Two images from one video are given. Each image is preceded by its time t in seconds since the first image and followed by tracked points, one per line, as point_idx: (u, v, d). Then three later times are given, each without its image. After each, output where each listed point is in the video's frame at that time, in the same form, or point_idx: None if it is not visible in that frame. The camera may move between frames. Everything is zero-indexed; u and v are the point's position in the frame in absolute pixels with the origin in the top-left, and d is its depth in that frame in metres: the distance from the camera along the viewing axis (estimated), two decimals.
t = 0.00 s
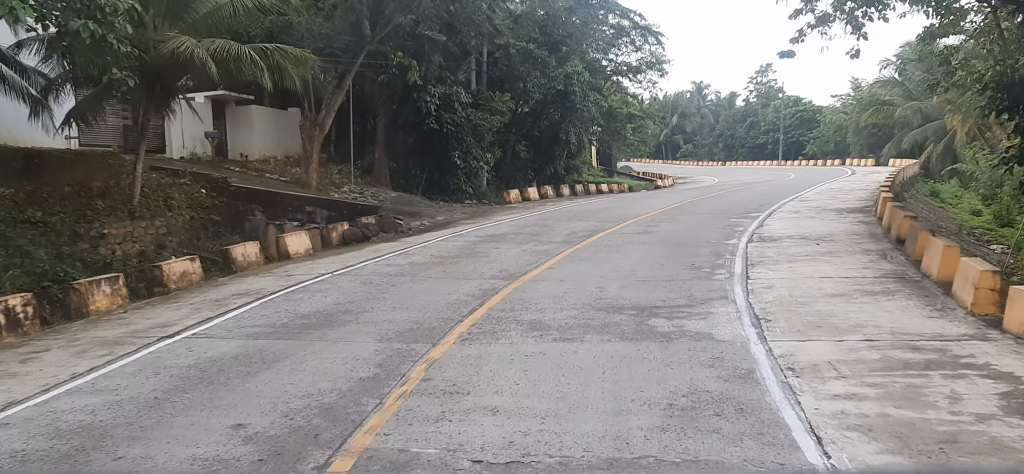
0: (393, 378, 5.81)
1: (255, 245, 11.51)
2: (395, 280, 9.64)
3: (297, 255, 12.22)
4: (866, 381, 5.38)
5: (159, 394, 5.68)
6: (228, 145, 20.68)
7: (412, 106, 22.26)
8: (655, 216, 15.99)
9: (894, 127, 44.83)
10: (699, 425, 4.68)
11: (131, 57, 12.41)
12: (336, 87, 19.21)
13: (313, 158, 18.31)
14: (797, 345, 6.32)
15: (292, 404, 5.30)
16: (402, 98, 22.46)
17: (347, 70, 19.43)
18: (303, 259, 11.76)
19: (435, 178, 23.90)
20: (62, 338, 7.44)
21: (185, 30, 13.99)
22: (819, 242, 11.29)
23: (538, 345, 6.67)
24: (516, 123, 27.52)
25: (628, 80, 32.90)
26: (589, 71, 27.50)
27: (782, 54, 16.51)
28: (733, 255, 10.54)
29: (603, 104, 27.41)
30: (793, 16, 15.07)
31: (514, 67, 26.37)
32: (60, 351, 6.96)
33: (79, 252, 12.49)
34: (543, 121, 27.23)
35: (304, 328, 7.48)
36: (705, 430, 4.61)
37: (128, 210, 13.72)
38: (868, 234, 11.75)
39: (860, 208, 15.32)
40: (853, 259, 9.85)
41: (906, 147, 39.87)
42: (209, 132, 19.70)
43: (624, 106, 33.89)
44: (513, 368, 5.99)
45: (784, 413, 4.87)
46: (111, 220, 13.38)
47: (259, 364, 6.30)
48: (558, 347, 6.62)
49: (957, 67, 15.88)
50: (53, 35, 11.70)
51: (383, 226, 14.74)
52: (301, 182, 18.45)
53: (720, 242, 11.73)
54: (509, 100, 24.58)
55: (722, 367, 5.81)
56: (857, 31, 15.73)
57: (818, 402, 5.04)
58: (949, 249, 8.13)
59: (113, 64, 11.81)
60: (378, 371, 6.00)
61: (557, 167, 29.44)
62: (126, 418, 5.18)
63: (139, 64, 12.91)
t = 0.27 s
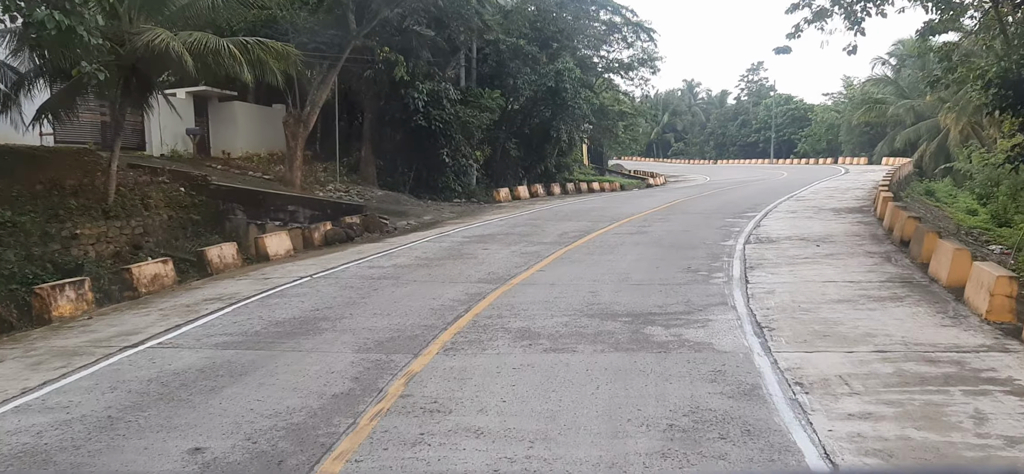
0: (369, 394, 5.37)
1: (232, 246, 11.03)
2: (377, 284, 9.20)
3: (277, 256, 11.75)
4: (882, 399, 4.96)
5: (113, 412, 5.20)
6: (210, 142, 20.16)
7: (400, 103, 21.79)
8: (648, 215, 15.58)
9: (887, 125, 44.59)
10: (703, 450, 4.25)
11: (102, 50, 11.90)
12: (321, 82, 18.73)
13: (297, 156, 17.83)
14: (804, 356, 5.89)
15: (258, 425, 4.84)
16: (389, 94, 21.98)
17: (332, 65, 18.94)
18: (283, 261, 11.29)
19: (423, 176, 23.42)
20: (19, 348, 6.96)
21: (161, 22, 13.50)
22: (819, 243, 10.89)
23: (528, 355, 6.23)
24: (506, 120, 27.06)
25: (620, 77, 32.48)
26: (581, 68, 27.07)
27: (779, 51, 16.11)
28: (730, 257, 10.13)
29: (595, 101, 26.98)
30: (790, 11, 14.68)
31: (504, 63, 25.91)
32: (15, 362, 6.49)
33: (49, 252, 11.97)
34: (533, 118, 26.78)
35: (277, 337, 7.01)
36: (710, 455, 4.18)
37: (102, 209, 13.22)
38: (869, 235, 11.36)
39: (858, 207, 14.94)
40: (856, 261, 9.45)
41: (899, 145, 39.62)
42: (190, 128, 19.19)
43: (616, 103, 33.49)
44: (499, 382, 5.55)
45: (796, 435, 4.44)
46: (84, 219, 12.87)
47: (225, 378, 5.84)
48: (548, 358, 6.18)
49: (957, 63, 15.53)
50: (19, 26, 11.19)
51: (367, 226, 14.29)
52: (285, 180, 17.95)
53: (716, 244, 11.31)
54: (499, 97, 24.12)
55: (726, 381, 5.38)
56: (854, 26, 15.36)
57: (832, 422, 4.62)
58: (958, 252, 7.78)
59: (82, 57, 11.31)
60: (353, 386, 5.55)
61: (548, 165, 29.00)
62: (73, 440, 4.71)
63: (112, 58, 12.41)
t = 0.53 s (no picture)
0: (341, 414, 4.92)
1: (208, 247, 10.54)
2: (358, 288, 8.73)
3: (255, 257, 11.26)
4: (902, 419, 4.54)
5: (59, 435, 4.72)
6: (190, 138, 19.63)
7: (386, 99, 21.30)
8: (641, 214, 15.14)
9: (879, 123, 44.31)
10: None
11: (72, 42, 11.37)
12: (305, 77, 18.22)
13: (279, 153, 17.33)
14: (813, 370, 5.46)
15: (215, 451, 4.37)
16: (375, 90, 21.49)
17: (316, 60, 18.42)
18: (260, 263, 10.80)
19: (410, 173, 22.92)
20: None
21: (136, 14, 12.97)
22: (820, 244, 10.47)
23: (514, 368, 5.79)
24: (496, 117, 26.59)
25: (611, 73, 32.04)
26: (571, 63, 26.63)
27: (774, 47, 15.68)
28: (728, 259, 9.70)
29: (586, 98, 26.51)
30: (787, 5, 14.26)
31: (494, 58, 25.44)
32: None
33: (17, 253, 11.43)
34: (523, 115, 26.31)
35: (246, 347, 6.53)
36: None
37: (74, 208, 12.68)
38: (870, 236, 10.95)
39: (856, 206, 14.54)
40: (859, 263, 9.03)
41: (892, 142, 39.33)
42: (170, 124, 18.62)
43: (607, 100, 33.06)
44: (483, 401, 5.09)
45: (811, 463, 4.01)
46: (55, 218, 12.33)
47: (185, 395, 5.37)
48: (537, 371, 5.74)
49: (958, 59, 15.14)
50: None
51: (351, 226, 13.82)
52: (268, 178, 17.45)
53: (713, 245, 10.88)
54: (488, 93, 23.64)
55: (729, 399, 4.95)
56: (852, 20, 14.96)
57: (849, 448, 4.19)
58: (971, 255, 7.37)
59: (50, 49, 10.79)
60: (324, 405, 5.09)
61: (538, 162, 28.54)
62: (9, 469, 4.23)
63: (83, 52, 11.95)
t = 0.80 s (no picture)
0: (308, 442, 4.48)
1: (181, 253, 10.06)
2: (337, 296, 8.28)
3: (231, 263, 10.78)
4: (925, 450, 4.12)
5: None
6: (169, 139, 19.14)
7: (372, 98, 20.84)
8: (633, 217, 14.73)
9: (871, 122, 44.07)
10: None
11: (39, 38, 10.87)
12: (288, 76, 17.74)
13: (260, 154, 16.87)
14: (823, 391, 5.04)
15: None
16: (361, 89, 21.04)
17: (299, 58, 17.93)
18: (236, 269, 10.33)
19: (396, 174, 22.46)
20: None
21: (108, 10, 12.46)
22: (819, 249, 10.08)
23: (500, 388, 5.35)
24: (484, 116, 26.15)
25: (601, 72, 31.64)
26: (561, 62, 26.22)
27: (768, 46, 15.30)
28: (725, 265, 9.29)
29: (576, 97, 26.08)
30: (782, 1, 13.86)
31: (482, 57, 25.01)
32: None
33: None
34: (512, 115, 25.88)
35: (212, 365, 6.07)
36: None
37: (45, 211, 12.11)
38: (871, 240, 10.57)
39: (854, 208, 14.17)
40: (863, 270, 8.63)
41: (884, 142, 39.07)
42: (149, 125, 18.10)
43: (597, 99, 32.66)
44: (464, 427, 4.65)
45: None
46: (24, 222, 11.75)
47: (139, 421, 4.91)
48: (524, 391, 5.30)
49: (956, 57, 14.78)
50: None
51: (333, 229, 13.37)
52: (249, 179, 16.97)
53: (708, 249, 10.47)
54: (476, 93, 23.21)
55: (733, 425, 4.52)
56: (848, 18, 14.56)
57: None
58: (982, 263, 6.98)
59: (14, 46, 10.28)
60: (291, 432, 4.65)
61: (528, 163, 28.12)
62: None
63: (52, 50, 11.48)
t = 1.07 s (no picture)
0: None
1: (150, 257, 9.55)
2: (312, 303, 7.80)
3: (205, 266, 10.28)
4: None
5: None
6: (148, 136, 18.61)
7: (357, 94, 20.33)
8: (625, 216, 14.28)
9: (864, 119, 43.72)
10: None
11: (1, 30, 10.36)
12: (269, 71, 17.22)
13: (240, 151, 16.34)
14: (836, 411, 4.59)
15: None
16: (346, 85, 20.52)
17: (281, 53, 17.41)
18: (209, 273, 9.82)
19: (383, 172, 21.95)
20: None
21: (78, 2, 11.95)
22: (821, 250, 9.65)
23: (483, 409, 4.88)
24: (473, 113, 25.66)
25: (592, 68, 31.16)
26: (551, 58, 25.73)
27: (764, 39, 14.86)
28: (722, 268, 8.85)
29: (566, 93, 25.61)
30: None
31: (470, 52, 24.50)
32: None
33: None
34: (501, 111, 25.39)
35: (170, 381, 5.58)
36: None
37: (11, 213, 11.51)
38: (874, 241, 10.14)
39: (853, 207, 13.74)
40: (868, 273, 8.20)
41: (877, 139, 38.72)
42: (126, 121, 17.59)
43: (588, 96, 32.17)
44: (441, 456, 4.18)
45: None
46: None
47: (81, 448, 4.42)
48: (509, 412, 4.84)
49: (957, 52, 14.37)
50: None
51: (314, 230, 12.87)
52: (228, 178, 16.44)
53: (704, 251, 10.03)
54: (465, 88, 22.71)
55: (740, 452, 4.07)
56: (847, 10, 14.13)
57: None
58: (998, 267, 6.55)
59: None
60: (248, 462, 4.17)
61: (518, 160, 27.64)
62: None
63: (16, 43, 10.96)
